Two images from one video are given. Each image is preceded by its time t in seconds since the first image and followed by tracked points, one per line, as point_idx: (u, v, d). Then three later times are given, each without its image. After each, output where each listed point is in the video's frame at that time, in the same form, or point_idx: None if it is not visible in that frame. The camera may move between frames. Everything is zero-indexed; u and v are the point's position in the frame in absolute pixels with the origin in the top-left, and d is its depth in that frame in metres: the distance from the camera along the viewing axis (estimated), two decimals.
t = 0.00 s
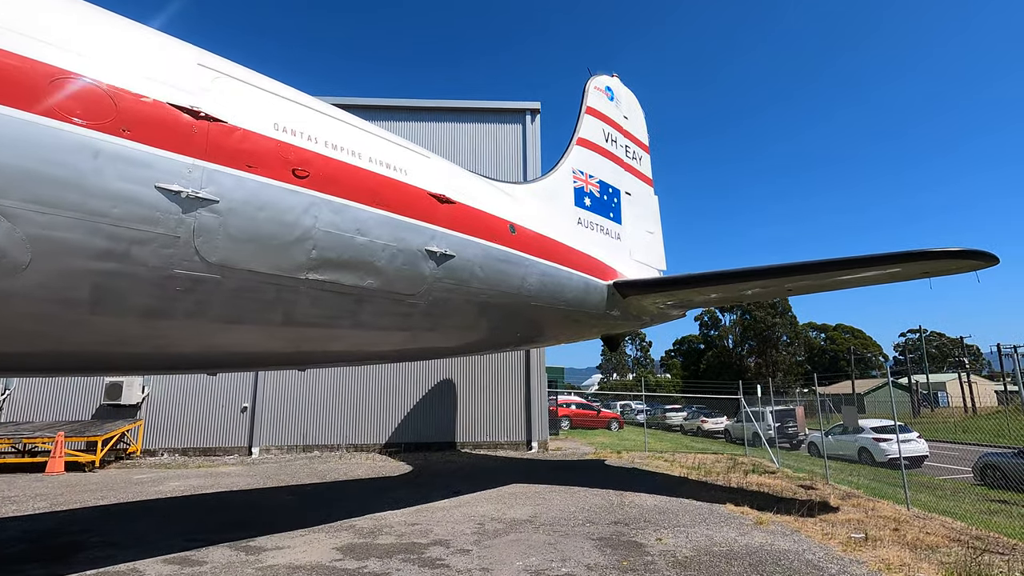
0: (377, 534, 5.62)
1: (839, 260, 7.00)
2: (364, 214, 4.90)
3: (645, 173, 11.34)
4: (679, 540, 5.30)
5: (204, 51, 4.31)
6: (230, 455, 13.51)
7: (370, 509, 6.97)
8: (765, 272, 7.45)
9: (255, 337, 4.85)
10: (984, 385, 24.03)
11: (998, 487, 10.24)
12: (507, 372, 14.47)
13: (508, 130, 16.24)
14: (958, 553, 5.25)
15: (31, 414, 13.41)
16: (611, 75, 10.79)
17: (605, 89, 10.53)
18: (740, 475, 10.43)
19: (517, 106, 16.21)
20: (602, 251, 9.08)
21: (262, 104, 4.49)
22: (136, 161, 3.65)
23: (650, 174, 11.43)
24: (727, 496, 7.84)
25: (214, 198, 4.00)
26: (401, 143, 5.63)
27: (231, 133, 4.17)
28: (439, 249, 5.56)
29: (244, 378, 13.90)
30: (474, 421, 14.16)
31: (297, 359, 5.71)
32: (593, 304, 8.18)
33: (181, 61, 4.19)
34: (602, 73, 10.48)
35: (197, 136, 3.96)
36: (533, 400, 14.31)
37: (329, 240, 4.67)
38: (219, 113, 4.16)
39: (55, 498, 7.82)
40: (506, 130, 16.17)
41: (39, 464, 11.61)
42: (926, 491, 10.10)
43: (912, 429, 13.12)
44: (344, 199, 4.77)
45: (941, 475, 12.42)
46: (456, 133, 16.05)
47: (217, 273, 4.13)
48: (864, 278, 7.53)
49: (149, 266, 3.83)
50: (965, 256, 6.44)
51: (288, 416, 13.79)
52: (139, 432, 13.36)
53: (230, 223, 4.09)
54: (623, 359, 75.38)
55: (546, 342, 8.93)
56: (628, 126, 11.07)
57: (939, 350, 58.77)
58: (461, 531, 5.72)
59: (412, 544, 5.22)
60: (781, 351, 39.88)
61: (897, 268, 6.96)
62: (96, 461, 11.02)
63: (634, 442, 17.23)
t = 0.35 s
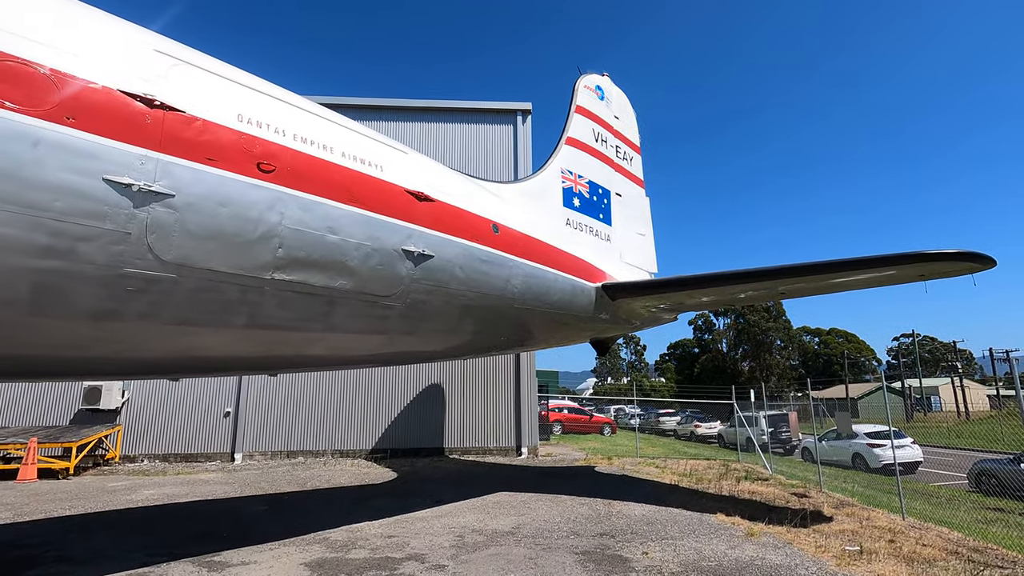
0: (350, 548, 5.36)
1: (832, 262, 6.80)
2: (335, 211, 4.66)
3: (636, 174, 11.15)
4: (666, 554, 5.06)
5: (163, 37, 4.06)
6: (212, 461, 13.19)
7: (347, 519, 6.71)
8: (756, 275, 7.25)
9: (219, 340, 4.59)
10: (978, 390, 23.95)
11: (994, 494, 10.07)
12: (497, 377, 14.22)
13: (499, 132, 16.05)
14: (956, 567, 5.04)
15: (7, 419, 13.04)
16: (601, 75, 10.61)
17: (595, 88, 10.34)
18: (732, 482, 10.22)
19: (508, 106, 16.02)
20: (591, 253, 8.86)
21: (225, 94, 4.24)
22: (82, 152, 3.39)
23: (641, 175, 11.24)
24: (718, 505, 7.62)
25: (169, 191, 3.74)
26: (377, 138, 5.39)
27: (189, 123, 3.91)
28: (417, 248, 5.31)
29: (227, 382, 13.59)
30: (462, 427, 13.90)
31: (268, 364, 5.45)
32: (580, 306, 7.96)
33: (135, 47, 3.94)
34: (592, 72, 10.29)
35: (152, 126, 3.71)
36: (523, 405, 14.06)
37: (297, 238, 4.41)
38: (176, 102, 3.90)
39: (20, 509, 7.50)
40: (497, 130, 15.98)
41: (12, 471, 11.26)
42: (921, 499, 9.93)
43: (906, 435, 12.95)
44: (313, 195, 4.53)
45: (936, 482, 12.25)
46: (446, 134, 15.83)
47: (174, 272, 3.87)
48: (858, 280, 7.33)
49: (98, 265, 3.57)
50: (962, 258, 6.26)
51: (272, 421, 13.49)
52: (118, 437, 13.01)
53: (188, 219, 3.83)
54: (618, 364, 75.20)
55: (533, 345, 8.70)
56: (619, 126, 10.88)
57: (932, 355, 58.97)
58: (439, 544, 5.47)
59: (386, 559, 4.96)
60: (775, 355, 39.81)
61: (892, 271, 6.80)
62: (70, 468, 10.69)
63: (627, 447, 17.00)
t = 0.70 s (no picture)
0: (322, 556, 5.14)
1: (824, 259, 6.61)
2: (303, 202, 4.43)
3: (626, 171, 10.95)
4: (650, 563, 4.84)
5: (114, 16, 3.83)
6: (195, 464, 12.91)
7: (324, 525, 6.47)
8: (747, 272, 7.05)
9: (179, 339, 4.35)
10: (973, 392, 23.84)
11: (990, 497, 9.89)
12: (487, 378, 13.99)
13: (489, 129, 15.84)
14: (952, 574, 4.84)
15: None
16: (590, 70, 10.42)
17: (585, 83, 10.14)
18: (724, 485, 10.01)
19: (499, 104, 15.82)
20: (579, 250, 8.65)
21: (182, 77, 4.01)
22: (20, 134, 3.15)
23: (631, 173, 11.05)
24: (709, 509, 7.41)
25: (118, 178, 3.50)
26: (350, 128, 5.17)
27: (140, 107, 3.67)
28: (391, 242, 5.08)
29: (211, 383, 13.31)
30: (451, 429, 13.66)
31: (236, 364, 5.21)
32: (568, 305, 7.75)
33: (85, 26, 3.70)
34: (582, 67, 10.10)
35: (99, 109, 3.47)
36: (513, 407, 13.83)
37: (260, 230, 4.18)
38: (127, 85, 3.67)
39: None
40: (487, 128, 15.77)
41: None
42: (916, 502, 9.74)
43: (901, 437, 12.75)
44: (279, 185, 4.30)
45: (931, 485, 12.07)
46: (436, 132, 15.62)
47: (125, 265, 3.63)
48: (852, 278, 7.16)
49: (38, 256, 3.33)
50: (958, 254, 6.08)
51: (257, 424, 13.22)
52: (98, 440, 12.71)
53: (139, 208, 3.59)
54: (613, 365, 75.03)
55: (520, 345, 8.48)
56: (609, 123, 10.68)
57: (927, 357, 59.01)
58: (416, 552, 5.24)
59: (357, 568, 4.73)
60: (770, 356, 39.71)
61: (885, 268, 6.62)
62: (45, 472, 10.40)
63: (619, 450, 16.78)
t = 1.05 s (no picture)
0: (292, 569, 4.92)
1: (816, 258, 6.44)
2: (266, 198, 4.22)
3: (617, 170, 10.76)
4: None
5: None
6: (178, 469, 12.65)
7: (299, 535, 6.25)
8: (737, 273, 6.87)
9: (135, 341, 4.14)
10: (968, 395, 23.78)
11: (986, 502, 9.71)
12: (477, 381, 13.77)
13: (481, 129, 15.65)
14: None
15: None
16: (580, 67, 10.23)
17: (574, 81, 9.96)
18: (717, 490, 9.81)
19: (491, 103, 15.65)
20: (567, 250, 8.45)
21: (134, 65, 3.80)
22: None
23: (622, 172, 10.86)
24: (699, 516, 7.21)
25: (61, 170, 3.29)
26: (321, 121, 4.96)
27: (87, 95, 3.46)
28: (363, 240, 4.87)
29: (195, 386, 13.06)
30: (441, 432, 13.43)
31: (202, 368, 4.99)
32: (554, 306, 7.55)
33: (28, 10, 3.49)
34: (570, 64, 9.91)
35: (40, 97, 3.26)
36: (504, 410, 13.62)
37: (220, 227, 3.96)
38: (72, 72, 3.45)
39: None
40: (478, 128, 15.59)
41: None
42: (912, 508, 9.56)
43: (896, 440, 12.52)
44: (240, 179, 4.09)
45: (927, 488, 11.91)
46: (426, 131, 15.42)
47: (69, 263, 3.42)
48: (845, 278, 6.99)
49: None
50: (953, 254, 5.90)
51: (242, 428, 12.97)
52: (78, 446, 12.44)
53: (83, 202, 3.37)
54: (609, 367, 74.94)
55: (506, 347, 8.27)
56: (599, 121, 10.50)
57: (922, 359, 59.11)
58: (391, 564, 5.03)
59: None
60: (766, 359, 39.63)
61: (879, 268, 6.44)
62: (21, 478, 10.14)
63: (613, 453, 16.58)
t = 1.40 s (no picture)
0: None
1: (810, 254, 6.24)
2: (232, 186, 4.00)
3: (609, 166, 10.56)
4: None
5: None
6: (163, 472, 12.39)
7: (277, 541, 6.02)
8: (730, 269, 6.66)
9: (91, 338, 3.91)
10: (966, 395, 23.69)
11: (986, 504, 9.52)
12: (469, 381, 13.54)
13: (473, 126, 15.45)
14: None
15: None
16: (571, 61, 10.03)
17: (565, 74, 9.75)
18: (711, 492, 9.60)
19: (483, 100, 15.46)
20: (556, 246, 8.25)
21: (86, 43, 3.57)
22: None
23: (614, 168, 10.66)
24: (691, 520, 6.99)
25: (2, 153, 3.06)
26: (293, 108, 4.75)
27: (33, 74, 3.24)
28: (337, 232, 4.65)
29: (181, 388, 12.80)
30: (432, 434, 13.20)
31: (168, 367, 4.77)
32: (542, 304, 7.34)
33: None
34: (561, 57, 9.71)
35: None
36: (496, 411, 13.40)
37: (180, 216, 3.73)
38: (15, 48, 3.23)
39: None
40: (471, 125, 15.39)
41: None
42: (910, 510, 9.35)
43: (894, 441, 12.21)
44: (202, 166, 3.87)
45: (925, 490, 11.71)
46: (418, 128, 15.21)
47: (13, 252, 3.19)
48: (841, 274, 6.78)
49: None
50: (953, 248, 5.70)
51: (228, 430, 12.72)
52: (60, 448, 12.17)
53: (27, 187, 3.14)
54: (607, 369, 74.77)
55: (494, 346, 8.06)
56: (591, 116, 10.30)
57: (919, 360, 59.15)
58: (367, 571, 4.81)
59: None
60: (763, 360, 39.53)
61: (877, 262, 6.24)
62: None
63: (607, 454, 16.36)
